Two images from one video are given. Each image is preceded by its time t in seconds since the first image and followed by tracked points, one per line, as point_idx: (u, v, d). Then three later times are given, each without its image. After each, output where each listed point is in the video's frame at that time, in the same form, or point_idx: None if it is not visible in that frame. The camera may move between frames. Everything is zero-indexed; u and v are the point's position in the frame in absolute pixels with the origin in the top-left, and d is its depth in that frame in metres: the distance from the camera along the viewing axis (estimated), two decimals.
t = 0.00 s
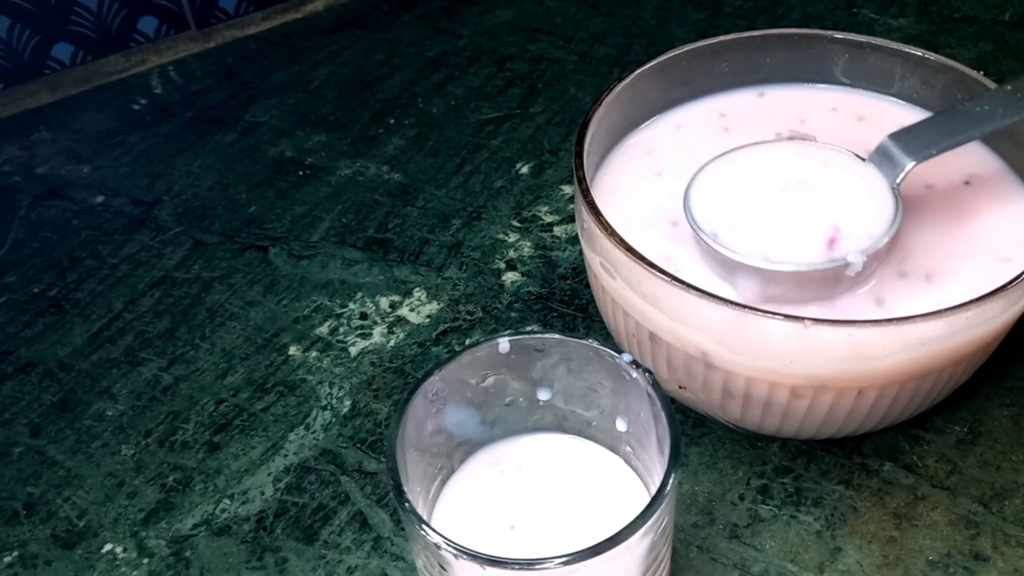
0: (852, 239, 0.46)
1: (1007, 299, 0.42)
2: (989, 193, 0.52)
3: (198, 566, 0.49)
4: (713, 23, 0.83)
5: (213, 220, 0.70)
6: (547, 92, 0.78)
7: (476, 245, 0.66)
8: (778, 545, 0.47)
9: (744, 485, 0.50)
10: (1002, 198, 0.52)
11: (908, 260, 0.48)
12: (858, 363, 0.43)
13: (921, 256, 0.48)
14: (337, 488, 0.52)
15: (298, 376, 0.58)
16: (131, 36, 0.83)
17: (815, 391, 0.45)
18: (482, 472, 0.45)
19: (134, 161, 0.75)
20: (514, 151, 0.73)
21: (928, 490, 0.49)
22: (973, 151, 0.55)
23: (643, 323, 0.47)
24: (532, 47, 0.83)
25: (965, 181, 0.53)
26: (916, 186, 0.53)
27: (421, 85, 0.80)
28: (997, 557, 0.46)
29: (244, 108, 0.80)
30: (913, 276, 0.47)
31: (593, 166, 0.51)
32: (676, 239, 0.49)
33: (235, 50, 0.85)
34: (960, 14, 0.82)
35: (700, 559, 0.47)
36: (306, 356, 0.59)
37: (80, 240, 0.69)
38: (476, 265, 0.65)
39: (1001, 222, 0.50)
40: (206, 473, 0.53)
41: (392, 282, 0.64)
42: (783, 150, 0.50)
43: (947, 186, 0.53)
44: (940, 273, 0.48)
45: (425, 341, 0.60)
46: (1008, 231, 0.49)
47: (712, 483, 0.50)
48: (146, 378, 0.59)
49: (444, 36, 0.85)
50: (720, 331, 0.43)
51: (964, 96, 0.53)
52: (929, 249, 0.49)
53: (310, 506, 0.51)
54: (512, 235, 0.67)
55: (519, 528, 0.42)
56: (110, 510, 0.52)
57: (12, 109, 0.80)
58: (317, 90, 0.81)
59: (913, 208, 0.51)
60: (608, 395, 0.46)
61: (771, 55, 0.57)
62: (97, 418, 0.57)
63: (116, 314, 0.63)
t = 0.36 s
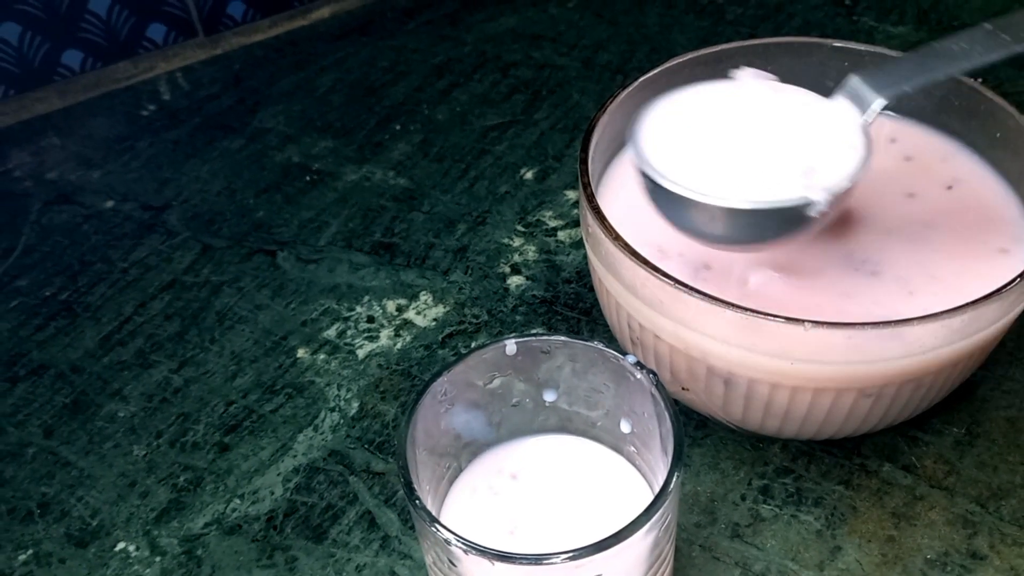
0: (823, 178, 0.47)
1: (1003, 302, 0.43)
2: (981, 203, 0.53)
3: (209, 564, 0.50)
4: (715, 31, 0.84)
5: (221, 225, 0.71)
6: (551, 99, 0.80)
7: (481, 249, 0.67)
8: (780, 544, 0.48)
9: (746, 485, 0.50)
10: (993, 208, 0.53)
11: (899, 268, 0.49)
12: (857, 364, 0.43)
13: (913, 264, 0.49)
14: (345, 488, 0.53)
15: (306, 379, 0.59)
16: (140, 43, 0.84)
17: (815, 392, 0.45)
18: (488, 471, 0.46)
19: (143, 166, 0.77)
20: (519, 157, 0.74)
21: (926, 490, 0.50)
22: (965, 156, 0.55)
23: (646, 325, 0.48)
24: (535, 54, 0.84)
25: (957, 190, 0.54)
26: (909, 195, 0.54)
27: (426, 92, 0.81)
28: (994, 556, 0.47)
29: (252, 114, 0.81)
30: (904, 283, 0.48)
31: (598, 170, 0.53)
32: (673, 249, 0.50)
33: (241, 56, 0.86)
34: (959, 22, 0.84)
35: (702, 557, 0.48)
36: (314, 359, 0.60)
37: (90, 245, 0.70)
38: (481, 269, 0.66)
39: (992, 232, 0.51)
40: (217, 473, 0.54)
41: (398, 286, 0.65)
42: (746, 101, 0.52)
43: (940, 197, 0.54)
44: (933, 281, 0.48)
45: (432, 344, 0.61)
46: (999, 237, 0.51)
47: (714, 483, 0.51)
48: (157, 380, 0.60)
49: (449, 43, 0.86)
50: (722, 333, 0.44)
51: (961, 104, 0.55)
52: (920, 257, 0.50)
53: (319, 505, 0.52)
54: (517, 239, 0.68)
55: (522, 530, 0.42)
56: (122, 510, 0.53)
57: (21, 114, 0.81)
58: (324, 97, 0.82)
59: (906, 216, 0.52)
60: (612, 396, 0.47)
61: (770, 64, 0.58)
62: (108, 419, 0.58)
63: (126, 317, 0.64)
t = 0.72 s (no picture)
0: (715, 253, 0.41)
1: None
2: (998, 205, 0.54)
3: (241, 563, 0.51)
4: (733, 37, 0.85)
5: (245, 228, 0.71)
6: (571, 104, 0.80)
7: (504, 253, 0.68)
8: (807, 545, 0.49)
9: (773, 487, 0.51)
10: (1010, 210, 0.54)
11: (920, 271, 0.50)
12: (888, 367, 0.44)
13: (934, 267, 0.50)
14: (374, 488, 0.53)
15: (333, 381, 0.60)
16: (162, 47, 0.84)
17: (845, 394, 0.46)
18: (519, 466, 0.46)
19: (167, 170, 0.77)
20: (540, 161, 0.75)
21: (952, 492, 0.50)
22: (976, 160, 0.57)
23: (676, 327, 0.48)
24: (555, 59, 0.85)
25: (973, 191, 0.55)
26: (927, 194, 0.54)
27: (447, 96, 0.82)
28: (1019, 557, 0.47)
29: (273, 119, 0.81)
30: (926, 286, 0.49)
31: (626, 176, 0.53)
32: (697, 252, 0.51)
33: (262, 59, 0.87)
34: (976, 29, 0.84)
35: (731, 559, 0.48)
36: (341, 361, 0.61)
37: (116, 248, 0.71)
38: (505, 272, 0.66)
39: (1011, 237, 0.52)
40: (247, 474, 0.55)
41: (423, 289, 0.65)
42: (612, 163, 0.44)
43: (957, 196, 0.54)
44: (953, 284, 0.49)
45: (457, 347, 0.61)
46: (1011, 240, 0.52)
47: (742, 484, 0.51)
48: (185, 381, 0.61)
49: (468, 48, 0.86)
50: (754, 334, 0.44)
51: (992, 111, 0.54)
52: (941, 260, 0.50)
53: (349, 506, 0.53)
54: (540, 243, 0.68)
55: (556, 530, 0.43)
56: (153, 510, 0.54)
57: (45, 118, 0.81)
58: (345, 101, 0.82)
59: (927, 218, 0.53)
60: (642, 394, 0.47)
61: (795, 70, 0.58)
62: (138, 420, 0.58)
63: (153, 319, 0.65)
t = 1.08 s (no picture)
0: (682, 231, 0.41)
1: None
2: (1004, 204, 0.53)
3: (238, 570, 0.50)
4: (736, 37, 0.84)
5: (244, 230, 0.71)
6: (572, 105, 0.80)
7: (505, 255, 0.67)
8: (810, 553, 0.48)
9: (776, 493, 0.50)
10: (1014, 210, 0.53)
11: (924, 274, 0.49)
12: (893, 373, 0.43)
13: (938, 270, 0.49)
14: (373, 494, 0.53)
15: (332, 385, 0.59)
16: (160, 48, 0.83)
17: (849, 400, 0.45)
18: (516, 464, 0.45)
19: (166, 171, 0.77)
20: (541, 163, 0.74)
21: (957, 499, 0.49)
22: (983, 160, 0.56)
23: (678, 333, 0.47)
24: (556, 60, 0.84)
25: (976, 191, 0.54)
26: (930, 195, 0.54)
27: (447, 97, 0.81)
28: None
29: (273, 119, 0.81)
30: (929, 290, 0.48)
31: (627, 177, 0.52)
32: (698, 259, 0.50)
33: (262, 60, 0.86)
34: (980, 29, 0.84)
35: (733, 566, 0.48)
36: (340, 365, 0.60)
37: (114, 249, 0.70)
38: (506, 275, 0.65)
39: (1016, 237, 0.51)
40: (244, 479, 0.54)
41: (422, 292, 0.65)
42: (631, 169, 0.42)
43: (960, 196, 0.54)
44: (958, 288, 0.49)
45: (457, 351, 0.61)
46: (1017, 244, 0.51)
47: (744, 491, 0.50)
48: (183, 385, 0.60)
49: (469, 48, 0.86)
50: (756, 340, 0.44)
51: (992, 111, 0.55)
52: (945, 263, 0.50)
53: (347, 512, 0.52)
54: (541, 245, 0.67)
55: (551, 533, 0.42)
56: (150, 515, 0.53)
57: (43, 118, 0.81)
58: (345, 102, 0.82)
59: (931, 220, 0.52)
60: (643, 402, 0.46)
61: (798, 72, 0.58)
62: (135, 424, 0.58)
63: (151, 322, 0.64)
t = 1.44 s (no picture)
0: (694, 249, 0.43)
1: None
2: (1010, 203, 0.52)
3: None
4: (737, 37, 0.83)
5: (239, 230, 0.70)
6: (571, 105, 0.79)
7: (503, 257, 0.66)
8: (812, 561, 0.47)
9: (777, 500, 0.49)
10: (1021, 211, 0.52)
11: (928, 278, 0.48)
12: (897, 380, 0.42)
13: (942, 273, 0.49)
14: (367, 500, 0.52)
15: (326, 389, 0.58)
16: (157, 47, 0.82)
17: (852, 407, 0.44)
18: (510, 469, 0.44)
19: (161, 171, 0.76)
20: (539, 163, 0.73)
21: (962, 506, 0.49)
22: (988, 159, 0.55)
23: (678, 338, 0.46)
24: (555, 59, 0.83)
25: (980, 190, 0.53)
26: (933, 196, 0.53)
27: (445, 97, 0.81)
28: None
29: (270, 119, 0.80)
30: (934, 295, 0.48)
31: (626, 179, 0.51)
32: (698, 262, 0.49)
33: (259, 58, 0.85)
34: (984, 29, 0.83)
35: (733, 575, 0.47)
36: (335, 368, 0.59)
37: (107, 250, 0.69)
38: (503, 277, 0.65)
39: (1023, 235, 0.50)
40: (236, 484, 0.53)
41: (419, 294, 0.64)
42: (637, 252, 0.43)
43: (963, 196, 0.53)
44: (963, 291, 0.48)
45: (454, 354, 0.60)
46: None
47: (745, 498, 0.49)
48: (175, 388, 0.59)
49: (468, 48, 0.85)
50: (757, 345, 0.43)
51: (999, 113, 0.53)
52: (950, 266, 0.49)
53: (341, 518, 0.51)
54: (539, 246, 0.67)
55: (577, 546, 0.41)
56: (141, 521, 0.52)
57: (38, 117, 0.80)
58: (342, 102, 0.81)
59: (934, 221, 0.51)
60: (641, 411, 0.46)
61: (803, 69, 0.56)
62: (126, 428, 0.57)
63: (144, 324, 0.64)
